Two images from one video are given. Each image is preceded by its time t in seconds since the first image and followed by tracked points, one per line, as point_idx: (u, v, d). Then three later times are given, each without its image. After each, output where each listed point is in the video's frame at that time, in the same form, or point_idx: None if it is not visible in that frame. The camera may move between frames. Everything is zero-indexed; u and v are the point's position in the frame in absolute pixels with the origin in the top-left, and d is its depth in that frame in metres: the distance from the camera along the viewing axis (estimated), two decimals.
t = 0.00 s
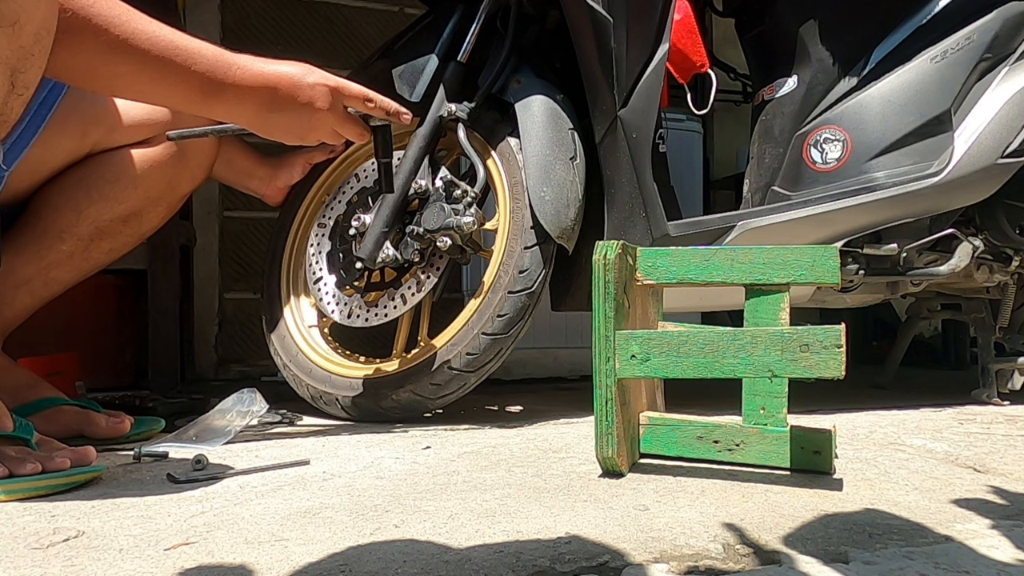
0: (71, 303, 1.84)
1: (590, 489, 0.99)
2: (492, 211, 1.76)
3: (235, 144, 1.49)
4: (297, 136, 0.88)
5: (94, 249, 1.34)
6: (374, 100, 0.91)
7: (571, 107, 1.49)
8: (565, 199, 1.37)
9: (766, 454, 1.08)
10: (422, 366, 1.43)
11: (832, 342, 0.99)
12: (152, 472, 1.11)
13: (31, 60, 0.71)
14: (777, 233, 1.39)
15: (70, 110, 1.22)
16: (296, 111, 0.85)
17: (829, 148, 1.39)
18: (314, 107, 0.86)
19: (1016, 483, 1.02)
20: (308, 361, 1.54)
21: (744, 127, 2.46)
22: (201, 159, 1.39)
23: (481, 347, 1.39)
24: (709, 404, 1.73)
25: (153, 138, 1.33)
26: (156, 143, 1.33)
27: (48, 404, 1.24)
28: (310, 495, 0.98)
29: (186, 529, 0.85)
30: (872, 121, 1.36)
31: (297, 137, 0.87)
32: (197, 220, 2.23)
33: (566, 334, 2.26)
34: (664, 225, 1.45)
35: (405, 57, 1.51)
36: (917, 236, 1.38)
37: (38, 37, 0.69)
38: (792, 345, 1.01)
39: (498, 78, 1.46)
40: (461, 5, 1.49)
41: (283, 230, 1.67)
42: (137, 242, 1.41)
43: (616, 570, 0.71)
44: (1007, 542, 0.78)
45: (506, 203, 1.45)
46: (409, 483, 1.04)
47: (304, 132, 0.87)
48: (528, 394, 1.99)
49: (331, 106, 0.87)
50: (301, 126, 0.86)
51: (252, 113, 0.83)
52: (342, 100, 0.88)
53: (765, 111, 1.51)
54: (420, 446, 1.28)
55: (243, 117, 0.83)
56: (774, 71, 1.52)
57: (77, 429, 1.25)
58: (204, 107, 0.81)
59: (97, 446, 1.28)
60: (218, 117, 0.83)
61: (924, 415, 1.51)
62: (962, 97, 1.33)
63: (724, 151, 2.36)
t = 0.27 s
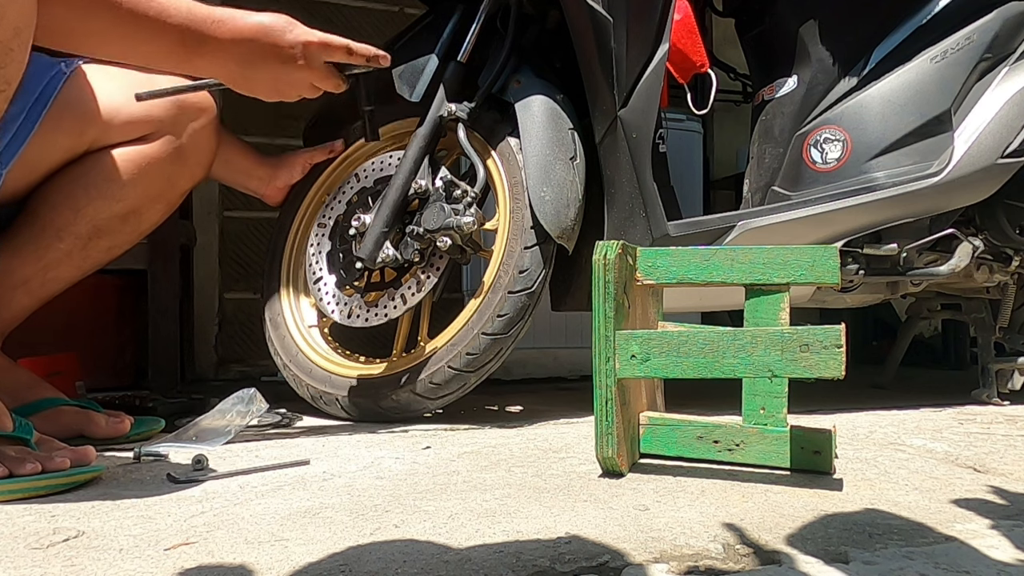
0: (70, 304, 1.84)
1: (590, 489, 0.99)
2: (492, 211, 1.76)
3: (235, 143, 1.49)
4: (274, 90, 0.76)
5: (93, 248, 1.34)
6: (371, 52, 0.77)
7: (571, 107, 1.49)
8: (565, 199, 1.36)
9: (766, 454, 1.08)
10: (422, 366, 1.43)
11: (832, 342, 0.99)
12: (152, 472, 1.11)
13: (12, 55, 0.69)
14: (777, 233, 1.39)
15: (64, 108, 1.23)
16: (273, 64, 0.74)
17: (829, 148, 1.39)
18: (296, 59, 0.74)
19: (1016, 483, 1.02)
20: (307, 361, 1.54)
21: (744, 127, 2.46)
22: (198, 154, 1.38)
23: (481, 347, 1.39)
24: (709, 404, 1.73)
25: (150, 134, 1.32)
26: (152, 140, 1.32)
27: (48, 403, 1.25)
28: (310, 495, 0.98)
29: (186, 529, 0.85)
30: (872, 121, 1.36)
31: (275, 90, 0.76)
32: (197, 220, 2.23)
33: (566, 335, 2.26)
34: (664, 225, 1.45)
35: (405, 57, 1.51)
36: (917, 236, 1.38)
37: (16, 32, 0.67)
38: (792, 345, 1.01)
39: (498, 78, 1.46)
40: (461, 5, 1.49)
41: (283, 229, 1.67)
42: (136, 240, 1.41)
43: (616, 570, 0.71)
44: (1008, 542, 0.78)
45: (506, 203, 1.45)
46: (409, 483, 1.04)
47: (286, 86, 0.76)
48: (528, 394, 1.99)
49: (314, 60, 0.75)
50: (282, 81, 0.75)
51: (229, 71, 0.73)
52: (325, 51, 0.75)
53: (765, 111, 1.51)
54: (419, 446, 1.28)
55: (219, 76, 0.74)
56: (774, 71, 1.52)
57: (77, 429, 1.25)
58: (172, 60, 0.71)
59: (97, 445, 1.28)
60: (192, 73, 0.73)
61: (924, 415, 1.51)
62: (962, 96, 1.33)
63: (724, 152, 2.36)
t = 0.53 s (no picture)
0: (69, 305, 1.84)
1: (590, 489, 0.99)
2: (492, 211, 1.76)
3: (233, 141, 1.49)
4: (257, 71, 0.77)
5: (92, 247, 1.35)
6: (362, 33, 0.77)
7: (572, 107, 1.49)
8: (565, 199, 1.37)
9: (766, 454, 1.08)
10: (422, 366, 1.43)
11: (832, 342, 0.99)
12: (152, 472, 1.11)
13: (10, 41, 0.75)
14: (777, 233, 1.39)
15: (62, 107, 1.22)
16: (256, 47, 0.75)
17: (829, 148, 1.39)
18: (282, 42, 0.75)
19: (1016, 483, 1.02)
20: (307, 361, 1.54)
21: (744, 127, 2.46)
22: (196, 152, 1.39)
23: (481, 347, 1.39)
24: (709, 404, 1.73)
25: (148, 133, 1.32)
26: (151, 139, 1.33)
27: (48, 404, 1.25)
28: (310, 495, 0.98)
29: (186, 529, 0.85)
30: (872, 121, 1.36)
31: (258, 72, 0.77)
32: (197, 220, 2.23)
33: (566, 335, 2.26)
34: (664, 225, 1.45)
35: (405, 57, 1.51)
36: (917, 236, 1.38)
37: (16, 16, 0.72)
38: (792, 345, 1.01)
39: (498, 78, 1.46)
40: (461, 5, 1.49)
41: (282, 229, 1.67)
42: (135, 239, 1.42)
43: (616, 570, 0.71)
44: (1008, 542, 0.78)
45: (506, 203, 1.45)
46: (409, 483, 1.04)
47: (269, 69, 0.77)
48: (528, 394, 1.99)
49: (301, 44, 0.76)
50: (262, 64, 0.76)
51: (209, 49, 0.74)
52: (312, 36, 0.76)
53: (765, 111, 1.51)
54: (419, 446, 1.28)
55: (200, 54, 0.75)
56: (774, 71, 1.52)
57: (77, 429, 1.25)
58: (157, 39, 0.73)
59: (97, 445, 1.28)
60: (175, 51, 0.74)
61: (924, 415, 1.51)
62: (962, 97, 1.33)
63: (724, 152, 2.36)
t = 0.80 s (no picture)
0: (69, 305, 1.84)
1: (590, 489, 0.99)
2: (492, 210, 1.76)
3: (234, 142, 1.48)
4: (265, 85, 0.88)
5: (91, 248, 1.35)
6: (358, 65, 0.95)
7: (571, 107, 1.49)
8: (565, 199, 1.37)
9: (766, 454, 1.08)
10: (422, 366, 1.43)
11: (832, 342, 0.99)
12: (152, 472, 1.11)
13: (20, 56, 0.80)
14: (777, 233, 1.39)
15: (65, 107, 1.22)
16: (271, 61, 0.86)
17: (829, 148, 1.39)
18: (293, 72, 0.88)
19: (1016, 483, 1.02)
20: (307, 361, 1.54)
21: (744, 127, 2.46)
22: (196, 154, 1.38)
23: (481, 347, 1.39)
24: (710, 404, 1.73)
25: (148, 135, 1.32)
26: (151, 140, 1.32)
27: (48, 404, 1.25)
28: (311, 495, 0.98)
29: (186, 529, 0.85)
30: (871, 121, 1.36)
31: (270, 86, 0.88)
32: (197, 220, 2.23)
33: (566, 334, 2.27)
34: (664, 225, 1.45)
35: (405, 57, 1.51)
36: (917, 236, 1.38)
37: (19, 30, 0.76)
38: (792, 345, 1.01)
39: (498, 78, 1.46)
40: (461, 5, 1.49)
41: (283, 229, 1.67)
42: (135, 239, 1.41)
43: (616, 570, 0.71)
44: (1008, 542, 0.78)
45: (506, 202, 1.45)
46: (409, 483, 1.04)
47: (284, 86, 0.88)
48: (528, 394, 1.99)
49: (311, 75, 0.89)
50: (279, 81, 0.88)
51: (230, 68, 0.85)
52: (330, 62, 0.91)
53: (765, 111, 1.51)
54: (419, 446, 1.28)
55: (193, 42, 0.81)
56: (774, 70, 1.52)
57: (78, 429, 1.25)
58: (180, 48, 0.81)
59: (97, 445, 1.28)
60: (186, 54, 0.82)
61: (924, 415, 1.51)
62: (962, 97, 1.33)
63: (724, 152, 2.36)
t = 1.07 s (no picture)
0: (69, 304, 1.84)
1: (590, 489, 0.99)
2: (492, 211, 1.76)
3: (235, 145, 1.48)
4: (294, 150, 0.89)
5: (93, 249, 1.34)
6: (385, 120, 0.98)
7: (571, 107, 1.49)
8: (565, 199, 1.37)
9: (766, 454, 1.08)
10: (422, 366, 1.43)
11: (832, 342, 0.99)
12: (152, 472, 1.11)
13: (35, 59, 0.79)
14: (776, 233, 1.39)
15: (72, 111, 1.23)
16: (301, 130, 0.88)
17: (829, 149, 1.39)
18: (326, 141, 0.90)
19: (1016, 483, 1.02)
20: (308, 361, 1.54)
21: (744, 127, 2.46)
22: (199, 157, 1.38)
23: (481, 347, 1.39)
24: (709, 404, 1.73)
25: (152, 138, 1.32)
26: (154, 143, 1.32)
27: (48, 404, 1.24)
28: (311, 495, 0.98)
29: (186, 529, 0.85)
30: (872, 121, 1.36)
31: (296, 150, 0.89)
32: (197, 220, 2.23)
33: (566, 334, 2.27)
34: (664, 225, 1.45)
35: (405, 57, 1.51)
36: (917, 236, 1.38)
37: (39, 36, 0.75)
38: (792, 345, 1.01)
39: (498, 78, 1.46)
40: (460, 5, 1.50)
41: (283, 229, 1.67)
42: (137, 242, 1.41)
43: (616, 570, 0.71)
44: (1008, 542, 0.78)
45: (506, 202, 1.45)
46: (409, 483, 1.04)
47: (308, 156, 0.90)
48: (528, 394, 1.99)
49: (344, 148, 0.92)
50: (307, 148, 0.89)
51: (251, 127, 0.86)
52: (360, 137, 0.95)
53: (765, 111, 1.51)
54: (419, 446, 1.28)
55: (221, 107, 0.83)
56: (774, 70, 1.52)
57: (78, 428, 1.25)
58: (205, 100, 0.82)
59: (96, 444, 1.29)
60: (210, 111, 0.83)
61: (924, 415, 1.51)
62: (962, 97, 1.33)
63: (724, 152, 2.36)
